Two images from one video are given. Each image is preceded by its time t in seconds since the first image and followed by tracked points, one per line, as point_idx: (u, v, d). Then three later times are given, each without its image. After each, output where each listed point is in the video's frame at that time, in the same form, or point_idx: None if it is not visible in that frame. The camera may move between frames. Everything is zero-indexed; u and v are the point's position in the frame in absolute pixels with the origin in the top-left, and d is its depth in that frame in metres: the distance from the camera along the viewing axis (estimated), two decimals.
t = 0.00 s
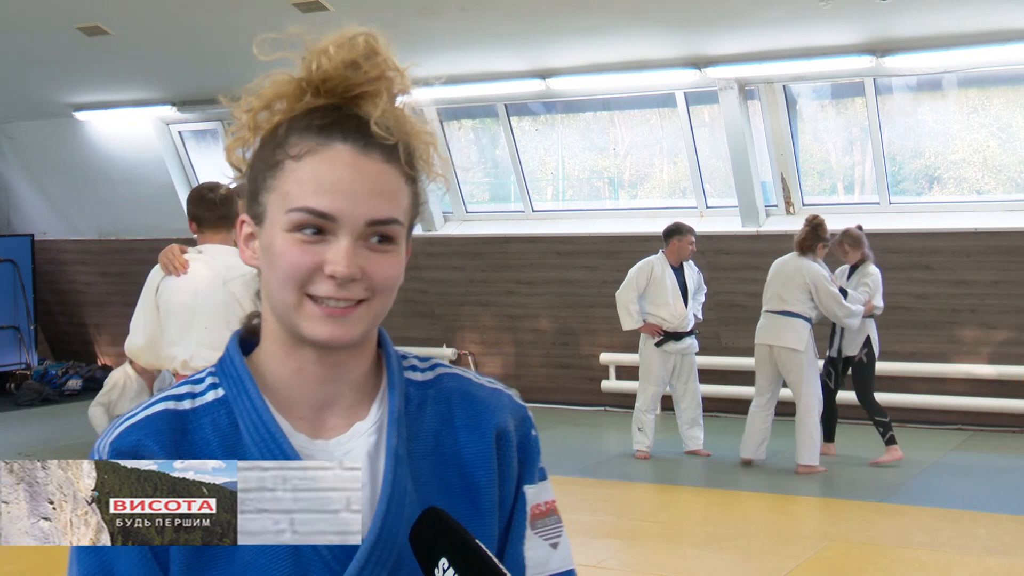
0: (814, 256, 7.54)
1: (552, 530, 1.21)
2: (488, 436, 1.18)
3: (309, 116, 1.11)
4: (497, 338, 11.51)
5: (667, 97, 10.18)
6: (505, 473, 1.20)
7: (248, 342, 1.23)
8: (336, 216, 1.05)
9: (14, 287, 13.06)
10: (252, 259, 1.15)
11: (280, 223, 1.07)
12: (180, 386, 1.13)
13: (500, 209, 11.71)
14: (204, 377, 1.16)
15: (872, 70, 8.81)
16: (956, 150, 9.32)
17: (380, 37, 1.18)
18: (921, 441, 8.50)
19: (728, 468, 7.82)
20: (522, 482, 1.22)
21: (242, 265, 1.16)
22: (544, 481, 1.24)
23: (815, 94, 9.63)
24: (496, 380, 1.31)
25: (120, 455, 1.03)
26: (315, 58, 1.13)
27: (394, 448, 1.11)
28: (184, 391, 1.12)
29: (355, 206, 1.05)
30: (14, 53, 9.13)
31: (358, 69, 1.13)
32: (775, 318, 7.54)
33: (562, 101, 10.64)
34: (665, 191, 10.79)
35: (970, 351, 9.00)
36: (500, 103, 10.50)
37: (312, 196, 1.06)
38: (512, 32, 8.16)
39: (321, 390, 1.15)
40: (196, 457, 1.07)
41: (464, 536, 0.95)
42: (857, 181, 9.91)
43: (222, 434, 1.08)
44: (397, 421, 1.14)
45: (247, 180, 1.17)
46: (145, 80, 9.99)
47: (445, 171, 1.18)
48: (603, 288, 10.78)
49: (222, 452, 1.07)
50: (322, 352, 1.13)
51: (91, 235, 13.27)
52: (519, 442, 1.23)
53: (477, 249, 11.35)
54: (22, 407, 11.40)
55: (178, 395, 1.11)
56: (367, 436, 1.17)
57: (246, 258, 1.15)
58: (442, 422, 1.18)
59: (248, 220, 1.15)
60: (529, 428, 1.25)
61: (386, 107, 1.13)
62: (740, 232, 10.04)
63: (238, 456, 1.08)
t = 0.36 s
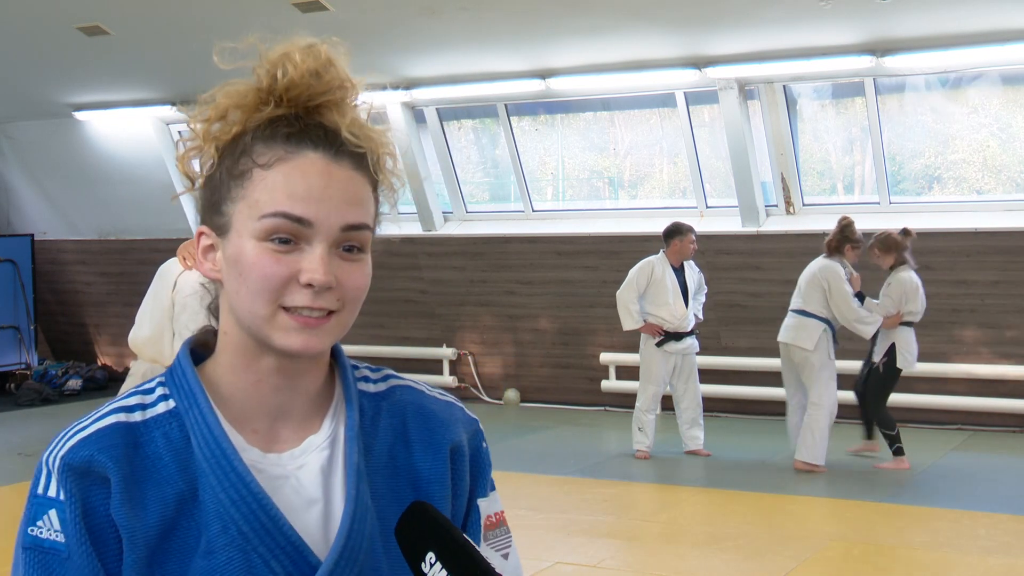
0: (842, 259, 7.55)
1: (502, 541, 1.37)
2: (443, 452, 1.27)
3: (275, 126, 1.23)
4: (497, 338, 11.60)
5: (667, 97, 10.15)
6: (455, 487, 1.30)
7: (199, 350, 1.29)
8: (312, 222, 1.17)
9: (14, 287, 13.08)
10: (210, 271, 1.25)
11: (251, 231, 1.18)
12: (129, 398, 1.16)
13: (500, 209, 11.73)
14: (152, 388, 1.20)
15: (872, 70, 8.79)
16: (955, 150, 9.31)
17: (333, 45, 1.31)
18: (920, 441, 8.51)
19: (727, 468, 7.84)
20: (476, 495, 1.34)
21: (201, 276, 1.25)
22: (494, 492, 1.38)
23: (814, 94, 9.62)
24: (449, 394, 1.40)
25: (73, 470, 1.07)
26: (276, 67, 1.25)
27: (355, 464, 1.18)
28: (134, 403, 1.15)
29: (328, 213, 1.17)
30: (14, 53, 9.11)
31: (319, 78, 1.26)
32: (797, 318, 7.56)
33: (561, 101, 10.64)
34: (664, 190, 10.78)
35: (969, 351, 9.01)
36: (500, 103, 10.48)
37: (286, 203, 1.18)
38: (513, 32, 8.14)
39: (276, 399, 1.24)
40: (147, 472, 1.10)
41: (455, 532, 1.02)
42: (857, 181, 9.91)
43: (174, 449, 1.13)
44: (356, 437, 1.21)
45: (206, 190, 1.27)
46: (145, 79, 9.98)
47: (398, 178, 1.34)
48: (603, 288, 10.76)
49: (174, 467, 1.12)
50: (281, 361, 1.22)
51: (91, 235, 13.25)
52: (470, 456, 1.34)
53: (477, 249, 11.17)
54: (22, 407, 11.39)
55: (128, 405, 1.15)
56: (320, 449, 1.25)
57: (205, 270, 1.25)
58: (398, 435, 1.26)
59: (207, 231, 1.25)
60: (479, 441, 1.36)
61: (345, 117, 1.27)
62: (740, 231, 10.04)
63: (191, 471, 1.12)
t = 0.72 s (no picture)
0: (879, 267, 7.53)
1: (507, 535, 1.34)
2: (434, 444, 1.25)
3: (287, 124, 1.23)
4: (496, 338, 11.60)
5: (667, 96, 10.16)
6: (454, 479, 1.28)
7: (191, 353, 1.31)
8: (324, 219, 1.18)
9: (14, 287, 13.09)
10: (209, 266, 1.25)
11: (258, 226, 1.18)
12: (126, 399, 1.19)
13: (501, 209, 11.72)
14: (149, 390, 1.22)
15: (872, 70, 8.80)
16: (955, 151, 9.31)
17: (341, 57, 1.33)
18: (919, 441, 8.52)
19: (728, 467, 7.83)
20: (475, 488, 1.31)
21: (199, 270, 1.26)
22: (498, 485, 1.33)
23: (815, 94, 9.62)
24: (453, 385, 1.38)
25: (62, 471, 1.09)
26: (289, 71, 1.26)
27: (337, 458, 1.19)
28: (129, 404, 1.17)
29: (337, 213, 1.19)
30: (15, 53, 9.12)
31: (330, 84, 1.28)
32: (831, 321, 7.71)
33: (561, 101, 10.65)
34: (665, 190, 10.78)
35: (970, 351, 9.01)
36: (500, 103, 10.48)
37: (297, 200, 1.19)
38: (514, 31, 8.13)
39: (267, 399, 1.26)
40: (138, 471, 1.12)
41: (459, 536, 1.02)
42: (857, 181, 9.90)
43: (166, 448, 1.14)
44: (342, 430, 1.21)
45: (208, 186, 1.26)
46: (144, 79, 9.98)
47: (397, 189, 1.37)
48: (604, 288, 10.76)
49: (165, 466, 1.13)
50: (275, 355, 1.23)
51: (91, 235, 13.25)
52: (469, 446, 1.31)
53: (477, 249, 11.17)
54: (22, 407, 11.39)
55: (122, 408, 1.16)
56: (315, 442, 1.26)
57: (203, 265, 1.25)
58: (388, 426, 1.26)
59: (207, 226, 1.25)
60: (480, 432, 1.33)
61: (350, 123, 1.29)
62: (740, 231, 10.04)
63: (183, 470, 1.13)
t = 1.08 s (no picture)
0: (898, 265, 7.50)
1: (523, 536, 1.35)
2: (451, 442, 1.25)
3: (345, 130, 1.28)
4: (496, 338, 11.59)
5: (667, 97, 10.16)
6: (470, 478, 1.28)
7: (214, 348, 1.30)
8: (379, 222, 1.21)
9: (14, 287, 13.08)
10: (250, 259, 1.25)
11: (313, 221, 1.20)
12: (145, 397, 1.18)
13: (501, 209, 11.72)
14: (168, 388, 1.22)
15: (872, 70, 8.79)
16: (955, 151, 9.31)
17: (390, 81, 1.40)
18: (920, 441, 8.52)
19: (728, 467, 7.84)
20: (491, 488, 1.32)
21: (240, 261, 1.26)
22: (514, 485, 1.35)
23: (815, 94, 9.61)
24: (469, 384, 1.39)
25: (83, 467, 1.10)
26: (351, 78, 1.31)
27: (356, 456, 1.19)
28: (149, 401, 1.17)
29: (389, 219, 1.22)
30: (16, 54, 9.13)
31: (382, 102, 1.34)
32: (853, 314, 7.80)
33: (561, 101, 10.65)
34: (665, 190, 10.78)
35: (970, 351, 9.00)
36: (500, 103, 10.48)
37: (353, 200, 1.21)
38: (515, 32, 8.13)
39: (293, 396, 1.25)
40: (156, 468, 1.12)
41: (470, 532, 1.02)
42: (857, 181, 9.90)
43: (185, 445, 1.14)
44: (359, 428, 1.22)
45: (258, 179, 1.28)
46: (145, 79, 9.97)
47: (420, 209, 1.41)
48: (603, 288, 10.77)
49: (184, 464, 1.13)
50: (308, 353, 1.24)
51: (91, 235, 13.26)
52: (486, 446, 1.32)
53: (476, 249, 11.17)
54: (22, 407, 11.39)
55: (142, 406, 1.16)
56: (333, 440, 1.25)
57: (245, 257, 1.25)
58: (406, 426, 1.26)
59: (252, 219, 1.25)
60: (496, 431, 1.34)
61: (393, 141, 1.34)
62: (740, 231, 10.05)
63: (202, 468, 1.13)
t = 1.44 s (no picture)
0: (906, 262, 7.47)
1: (542, 541, 1.35)
2: (474, 446, 1.27)
3: (354, 130, 1.28)
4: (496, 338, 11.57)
5: (666, 96, 10.16)
6: (492, 483, 1.30)
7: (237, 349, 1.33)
8: (390, 225, 1.21)
9: (14, 287, 13.07)
10: (266, 263, 1.27)
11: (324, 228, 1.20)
12: (169, 396, 1.22)
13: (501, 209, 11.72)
14: (192, 387, 1.25)
15: (872, 70, 8.80)
16: (955, 151, 9.31)
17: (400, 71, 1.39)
18: (920, 442, 8.52)
19: (728, 467, 7.83)
20: (512, 494, 1.33)
21: (256, 266, 1.27)
22: (533, 490, 1.37)
23: (815, 94, 9.62)
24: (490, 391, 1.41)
25: (107, 465, 1.13)
26: (359, 78, 1.31)
27: (381, 456, 1.21)
28: (172, 401, 1.21)
29: (401, 221, 1.21)
30: (15, 53, 9.12)
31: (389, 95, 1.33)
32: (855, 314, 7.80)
33: (561, 101, 10.66)
34: (665, 190, 10.78)
35: (970, 351, 8.99)
36: (500, 102, 10.49)
37: (363, 206, 1.21)
38: (515, 31, 8.13)
39: (314, 395, 1.28)
40: (179, 466, 1.15)
41: (474, 535, 1.01)
42: (857, 181, 9.90)
43: (208, 443, 1.17)
44: (384, 431, 1.24)
45: (270, 182, 1.29)
46: (145, 79, 9.97)
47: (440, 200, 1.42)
48: (603, 289, 10.77)
49: (207, 462, 1.15)
50: (325, 354, 1.26)
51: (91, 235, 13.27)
52: (508, 451, 1.34)
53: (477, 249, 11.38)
54: (22, 407, 11.37)
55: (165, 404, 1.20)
56: (355, 443, 1.28)
57: (261, 261, 1.27)
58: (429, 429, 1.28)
59: (267, 224, 1.27)
60: (518, 437, 1.36)
61: (406, 136, 1.34)
62: (740, 232, 10.05)
63: (224, 465, 1.15)
